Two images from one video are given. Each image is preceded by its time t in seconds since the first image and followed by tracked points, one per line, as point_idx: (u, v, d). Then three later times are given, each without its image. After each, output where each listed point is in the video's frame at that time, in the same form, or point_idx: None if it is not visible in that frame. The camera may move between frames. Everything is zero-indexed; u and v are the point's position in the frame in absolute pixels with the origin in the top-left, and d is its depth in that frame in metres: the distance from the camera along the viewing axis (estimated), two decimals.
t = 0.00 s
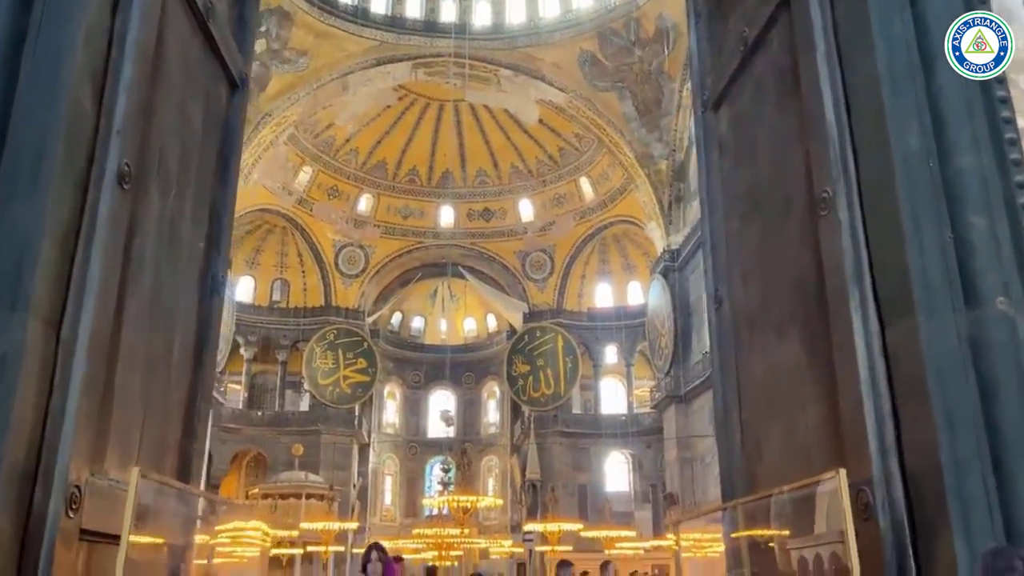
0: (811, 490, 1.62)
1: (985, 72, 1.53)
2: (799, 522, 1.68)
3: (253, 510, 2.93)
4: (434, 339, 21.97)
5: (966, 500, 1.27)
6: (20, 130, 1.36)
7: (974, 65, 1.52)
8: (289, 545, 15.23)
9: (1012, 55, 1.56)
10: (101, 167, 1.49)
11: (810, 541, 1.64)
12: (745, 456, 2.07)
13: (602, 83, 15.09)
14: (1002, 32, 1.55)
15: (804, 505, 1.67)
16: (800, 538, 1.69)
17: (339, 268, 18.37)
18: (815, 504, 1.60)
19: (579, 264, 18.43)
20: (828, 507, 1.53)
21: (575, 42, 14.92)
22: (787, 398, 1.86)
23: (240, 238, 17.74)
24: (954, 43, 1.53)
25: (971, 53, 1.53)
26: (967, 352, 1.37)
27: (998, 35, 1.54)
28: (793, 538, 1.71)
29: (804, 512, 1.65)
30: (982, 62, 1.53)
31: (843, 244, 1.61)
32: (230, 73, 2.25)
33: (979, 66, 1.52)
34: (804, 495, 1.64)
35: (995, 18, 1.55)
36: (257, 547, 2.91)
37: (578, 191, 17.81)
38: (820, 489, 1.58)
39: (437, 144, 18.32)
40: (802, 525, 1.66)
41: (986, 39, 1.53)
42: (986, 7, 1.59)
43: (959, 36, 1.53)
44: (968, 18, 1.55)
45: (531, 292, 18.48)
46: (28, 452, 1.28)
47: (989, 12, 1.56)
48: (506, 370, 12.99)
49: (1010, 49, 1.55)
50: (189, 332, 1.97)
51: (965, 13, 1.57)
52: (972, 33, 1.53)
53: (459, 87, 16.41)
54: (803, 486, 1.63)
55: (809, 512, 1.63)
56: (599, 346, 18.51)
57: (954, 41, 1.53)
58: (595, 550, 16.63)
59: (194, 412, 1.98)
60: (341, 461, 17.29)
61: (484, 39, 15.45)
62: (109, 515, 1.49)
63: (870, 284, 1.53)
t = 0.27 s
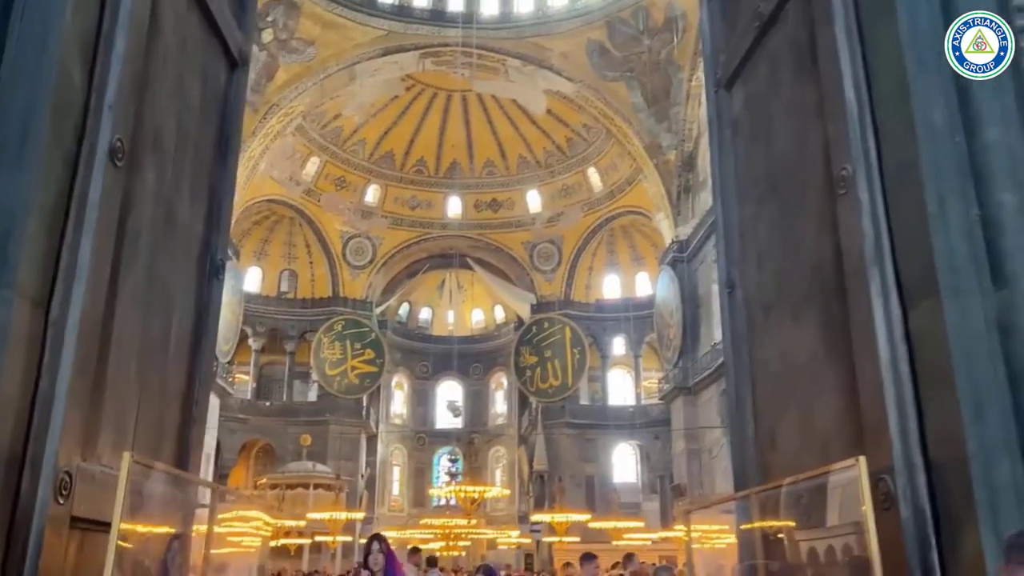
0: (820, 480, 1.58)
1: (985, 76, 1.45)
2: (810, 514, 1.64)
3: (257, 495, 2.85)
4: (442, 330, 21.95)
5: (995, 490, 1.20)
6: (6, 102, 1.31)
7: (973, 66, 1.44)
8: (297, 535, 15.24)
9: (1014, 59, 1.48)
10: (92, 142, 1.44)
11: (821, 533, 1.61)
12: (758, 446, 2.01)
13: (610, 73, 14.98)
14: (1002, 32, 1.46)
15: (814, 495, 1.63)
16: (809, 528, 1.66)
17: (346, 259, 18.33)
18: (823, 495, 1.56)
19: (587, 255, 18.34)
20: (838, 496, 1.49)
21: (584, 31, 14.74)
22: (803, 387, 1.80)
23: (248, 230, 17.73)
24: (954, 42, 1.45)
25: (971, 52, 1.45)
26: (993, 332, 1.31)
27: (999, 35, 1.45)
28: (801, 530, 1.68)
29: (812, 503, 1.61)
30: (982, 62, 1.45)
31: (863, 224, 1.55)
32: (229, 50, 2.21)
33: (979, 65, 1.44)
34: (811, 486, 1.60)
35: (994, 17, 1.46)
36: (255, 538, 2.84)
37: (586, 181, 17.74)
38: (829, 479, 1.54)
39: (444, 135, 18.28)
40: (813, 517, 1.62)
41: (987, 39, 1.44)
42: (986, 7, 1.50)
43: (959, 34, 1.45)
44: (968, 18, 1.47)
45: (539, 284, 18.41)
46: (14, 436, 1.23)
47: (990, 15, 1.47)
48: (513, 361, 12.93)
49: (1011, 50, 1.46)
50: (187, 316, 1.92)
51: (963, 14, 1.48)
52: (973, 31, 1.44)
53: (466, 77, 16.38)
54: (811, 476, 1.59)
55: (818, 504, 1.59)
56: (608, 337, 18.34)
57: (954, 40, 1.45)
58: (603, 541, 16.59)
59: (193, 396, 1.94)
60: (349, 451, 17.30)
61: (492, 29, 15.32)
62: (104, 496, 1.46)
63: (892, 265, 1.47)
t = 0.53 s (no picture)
0: (825, 473, 1.55)
1: (983, 76, 1.35)
2: (814, 509, 1.62)
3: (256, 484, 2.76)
4: (446, 324, 22.04)
5: None
6: None
7: (973, 67, 1.34)
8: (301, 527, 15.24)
9: (1017, 60, 1.38)
10: (83, 114, 1.39)
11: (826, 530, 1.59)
12: (771, 435, 1.95)
13: (616, 65, 14.90)
14: (1002, 33, 1.36)
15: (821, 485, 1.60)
16: (813, 521, 1.64)
17: (351, 252, 18.29)
18: (828, 489, 1.54)
19: (591, 248, 18.27)
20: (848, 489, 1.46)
21: (590, 23, 14.67)
22: (818, 371, 1.74)
23: (252, 222, 17.71)
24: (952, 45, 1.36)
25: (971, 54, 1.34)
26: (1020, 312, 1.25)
27: (999, 35, 1.35)
28: (805, 522, 1.67)
29: (817, 496, 1.59)
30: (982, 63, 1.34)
31: (883, 202, 1.48)
32: (228, 28, 2.16)
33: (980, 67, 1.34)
34: (816, 479, 1.58)
35: (994, 17, 1.37)
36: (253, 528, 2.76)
37: (591, 174, 17.66)
38: (835, 471, 1.52)
39: (449, 127, 18.22)
40: (819, 509, 1.59)
41: (986, 39, 1.32)
42: (984, 5, 1.41)
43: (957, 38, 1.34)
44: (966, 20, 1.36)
45: (544, 277, 18.36)
46: None
47: (990, 14, 1.38)
48: (517, 354, 12.89)
49: (1011, 50, 1.37)
50: (183, 297, 1.87)
51: (962, 13, 1.38)
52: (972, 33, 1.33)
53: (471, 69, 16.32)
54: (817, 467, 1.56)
55: (824, 494, 1.57)
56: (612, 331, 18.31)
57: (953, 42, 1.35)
58: (607, 534, 16.55)
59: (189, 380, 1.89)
60: (353, 444, 17.29)
61: (497, 21, 15.22)
62: (96, 480, 1.41)
63: (914, 242, 1.41)
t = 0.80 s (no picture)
0: (834, 469, 1.55)
1: (984, 77, 1.29)
2: (824, 504, 1.62)
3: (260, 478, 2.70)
4: (451, 317, 21.88)
5: None
6: None
7: (972, 66, 1.30)
8: (306, 520, 15.24)
9: (1019, 63, 1.31)
10: (73, 91, 1.33)
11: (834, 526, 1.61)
12: (789, 428, 1.89)
13: (623, 58, 14.82)
14: (1002, 32, 1.30)
15: (833, 482, 1.59)
16: (824, 518, 1.63)
17: (356, 246, 18.25)
18: (837, 486, 1.55)
19: (598, 242, 18.20)
20: (859, 485, 1.46)
21: (596, 15, 14.58)
22: (839, 360, 1.68)
23: (258, 215, 17.67)
24: (955, 43, 1.33)
25: (971, 54, 1.30)
26: None
27: (998, 36, 1.29)
28: (814, 517, 1.67)
29: (832, 491, 1.57)
30: (983, 63, 1.29)
31: (909, 183, 1.42)
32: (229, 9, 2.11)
33: (981, 66, 1.29)
34: (825, 476, 1.58)
35: (994, 16, 1.31)
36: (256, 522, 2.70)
37: (597, 167, 17.58)
38: (844, 467, 1.52)
39: (455, 120, 18.14)
40: (829, 506, 1.59)
41: (986, 39, 1.28)
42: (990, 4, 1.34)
43: (960, 35, 1.31)
44: (968, 17, 1.32)
45: (550, 271, 18.31)
46: None
47: (990, 13, 1.31)
48: (524, 348, 12.84)
49: (1012, 50, 1.30)
50: (181, 284, 1.81)
51: (963, 13, 1.32)
52: (972, 32, 1.29)
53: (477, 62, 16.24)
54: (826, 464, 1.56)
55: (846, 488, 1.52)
56: (618, 325, 18.24)
57: (956, 40, 1.33)
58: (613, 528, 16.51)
59: (187, 368, 1.83)
60: (358, 438, 17.27)
61: (503, 13, 15.13)
62: (87, 470, 1.35)
63: (941, 223, 1.35)
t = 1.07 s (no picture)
0: (839, 465, 1.57)
1: (986, 75, 1.27)
2: (830, 499, 1.64)
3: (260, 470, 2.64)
4: (456, 312, 21.92)
5: None
6: None
7: (973, 65, 1.29)
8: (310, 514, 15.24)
9: None
10: (63, 67, 1.28)
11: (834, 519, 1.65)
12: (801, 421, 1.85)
13: (628, 52, 14.74)
14: (1003, 32, 1.24)
15: (842, 477, 1.59)
16: (831, 512, 1.65)
17: (361, 240, 18.21)
18: (841, 482, 1.57)
19: (602, 237, 18.14)
20: (868, 482, 1.48)
21: (601, 9, 14.49)
22: (856, 350, 1.63)
23: (262, 210, 17.64)
24: (956, 43, 1.32)
25: (971, 54, 1.28)
26: None
27: (998, 35, 1.24)
28: (819, 512, 1.70)
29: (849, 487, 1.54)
30: (983, 63, 1.27)
31: (933, 164, 1.36)
32: None
33: (981, 66, 1.27)
34: (830, 471, 1.60)
35: (996, 17, 1.25)
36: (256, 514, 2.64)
37: (602, 162, 17.52)
38: (851, 463, 1.53)
39: (459, 115, 18.06)
40: (835, 501, 1.61)
41: (985, 39, 1.24)
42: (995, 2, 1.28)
43: (961, 35, 1.30)
44: (968, 18, 1.30)
45: (554, 266, 18.25)
46: None
47: (993, 12, 1.26)
48: (528, 343, 12.79)
49: (1013, 50, 1.23)
50: (180, 272, 1.77)
51: (966, 13, 1.31)
52: (972, 32, 1.27)
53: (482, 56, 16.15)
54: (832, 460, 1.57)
55: (863, 483, 1.50)
56: (623, 320, 18.17)
57: (957, 40, 1.32)
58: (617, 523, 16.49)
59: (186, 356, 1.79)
60: (363, 432, 17.26)
61: (508, 7, 15.03)
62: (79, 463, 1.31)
63: (967, 206, 1.29)
